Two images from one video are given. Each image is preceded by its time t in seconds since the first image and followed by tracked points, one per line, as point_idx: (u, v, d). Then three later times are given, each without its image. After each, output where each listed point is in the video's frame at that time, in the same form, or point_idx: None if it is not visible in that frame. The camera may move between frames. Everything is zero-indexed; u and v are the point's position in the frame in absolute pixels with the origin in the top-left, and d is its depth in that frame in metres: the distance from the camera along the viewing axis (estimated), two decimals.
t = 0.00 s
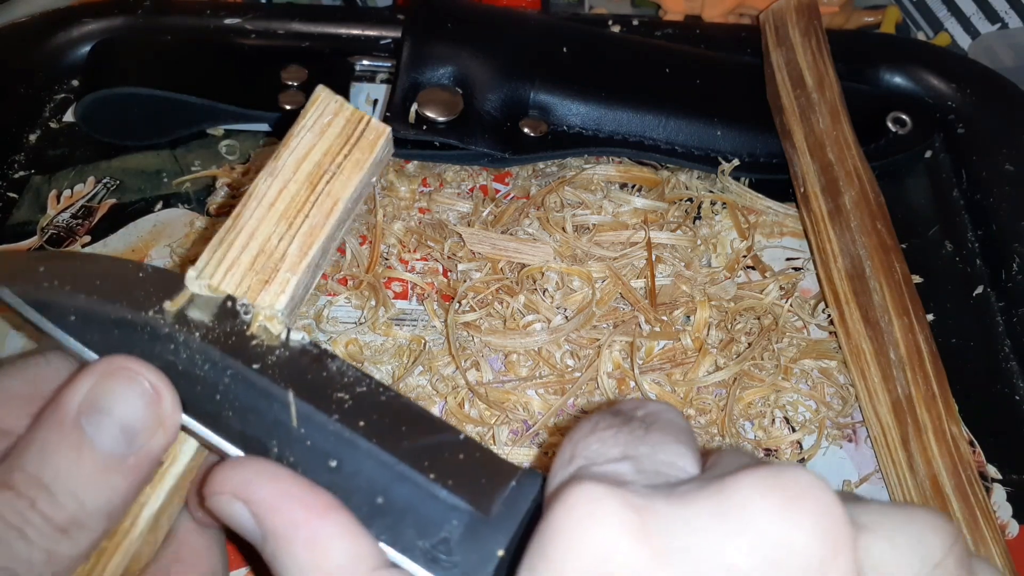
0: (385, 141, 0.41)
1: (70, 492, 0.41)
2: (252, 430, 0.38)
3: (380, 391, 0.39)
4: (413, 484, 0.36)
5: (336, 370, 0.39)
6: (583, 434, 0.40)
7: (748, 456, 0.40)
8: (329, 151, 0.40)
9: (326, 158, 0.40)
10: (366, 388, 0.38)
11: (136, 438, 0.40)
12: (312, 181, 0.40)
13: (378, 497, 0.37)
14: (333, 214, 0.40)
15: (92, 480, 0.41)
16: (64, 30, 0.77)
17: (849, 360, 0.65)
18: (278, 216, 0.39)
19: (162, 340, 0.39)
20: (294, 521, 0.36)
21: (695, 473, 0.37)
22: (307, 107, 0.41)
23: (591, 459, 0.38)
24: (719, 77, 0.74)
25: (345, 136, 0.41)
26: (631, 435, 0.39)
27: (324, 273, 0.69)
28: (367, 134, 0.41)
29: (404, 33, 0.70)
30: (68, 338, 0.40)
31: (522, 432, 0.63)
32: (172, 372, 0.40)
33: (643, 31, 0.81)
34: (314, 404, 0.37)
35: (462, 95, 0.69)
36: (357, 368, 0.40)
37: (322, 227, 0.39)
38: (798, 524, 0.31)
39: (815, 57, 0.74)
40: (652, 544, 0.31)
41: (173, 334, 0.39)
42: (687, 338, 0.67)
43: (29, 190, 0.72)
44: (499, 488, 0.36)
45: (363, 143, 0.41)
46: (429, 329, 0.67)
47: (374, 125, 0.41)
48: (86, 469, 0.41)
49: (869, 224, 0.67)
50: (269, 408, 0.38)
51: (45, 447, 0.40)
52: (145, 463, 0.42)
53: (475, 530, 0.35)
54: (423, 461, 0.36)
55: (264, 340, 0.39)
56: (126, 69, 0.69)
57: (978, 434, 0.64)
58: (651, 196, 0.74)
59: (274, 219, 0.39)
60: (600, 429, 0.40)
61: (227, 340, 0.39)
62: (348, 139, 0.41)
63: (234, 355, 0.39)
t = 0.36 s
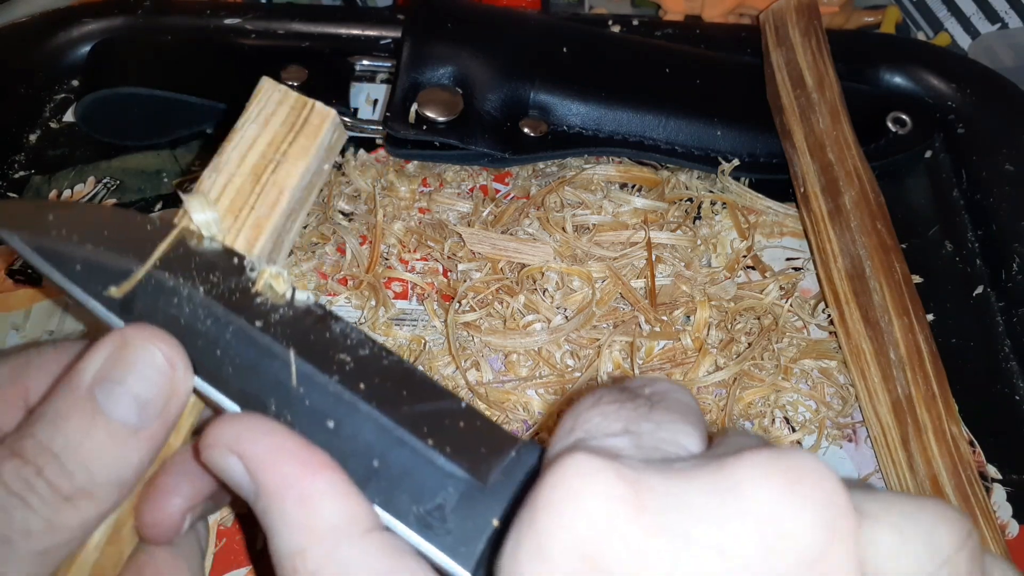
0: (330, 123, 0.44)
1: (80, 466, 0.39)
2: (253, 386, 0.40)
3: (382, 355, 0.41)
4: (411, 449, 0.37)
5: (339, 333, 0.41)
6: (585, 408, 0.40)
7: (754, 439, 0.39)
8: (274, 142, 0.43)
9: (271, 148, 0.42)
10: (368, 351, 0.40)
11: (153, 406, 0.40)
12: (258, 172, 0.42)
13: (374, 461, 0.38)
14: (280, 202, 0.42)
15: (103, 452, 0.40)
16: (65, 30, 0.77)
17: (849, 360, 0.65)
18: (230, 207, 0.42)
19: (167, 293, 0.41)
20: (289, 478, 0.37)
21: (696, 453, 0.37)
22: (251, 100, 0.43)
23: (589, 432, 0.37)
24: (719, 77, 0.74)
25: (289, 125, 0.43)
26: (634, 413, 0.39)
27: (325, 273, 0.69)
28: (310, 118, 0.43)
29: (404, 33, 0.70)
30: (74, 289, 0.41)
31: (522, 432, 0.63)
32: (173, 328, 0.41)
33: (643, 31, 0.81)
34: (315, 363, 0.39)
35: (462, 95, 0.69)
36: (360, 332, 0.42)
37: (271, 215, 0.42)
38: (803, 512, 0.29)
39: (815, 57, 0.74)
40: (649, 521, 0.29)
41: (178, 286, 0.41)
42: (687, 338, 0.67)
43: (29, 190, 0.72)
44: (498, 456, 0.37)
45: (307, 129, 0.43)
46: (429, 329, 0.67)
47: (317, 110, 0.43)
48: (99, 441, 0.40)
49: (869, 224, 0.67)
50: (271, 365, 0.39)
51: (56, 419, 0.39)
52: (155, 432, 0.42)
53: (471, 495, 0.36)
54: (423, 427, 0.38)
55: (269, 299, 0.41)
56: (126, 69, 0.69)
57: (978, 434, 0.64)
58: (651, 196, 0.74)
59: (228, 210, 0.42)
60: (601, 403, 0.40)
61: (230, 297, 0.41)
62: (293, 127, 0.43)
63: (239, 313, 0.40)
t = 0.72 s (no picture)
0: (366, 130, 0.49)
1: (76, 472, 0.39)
2: (248, 323, 0.39)
3: (381, 311, 0.41)
4: (406, 396, 0.37)
5: (339, 286, 0.42)
6: (586, 355, 0.40)
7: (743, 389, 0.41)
8: (312, 141, 0.47)
9: (309, 146, 0.47)
10: (365, 305, 0.41)
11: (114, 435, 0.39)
12: (297, 169, 0.46)
13: (371, 406, 0.38)
14: (320, 198, 0.46)
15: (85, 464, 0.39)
16: (64, 29, 0.77)
17: (849, 360, 0.65)
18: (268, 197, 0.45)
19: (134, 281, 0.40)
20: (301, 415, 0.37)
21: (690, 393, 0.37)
22: (285, 100, 0.47)
23: (597, 371, 0.37)
24: (719, 77, 0.74)
25: (324, 128, 0.48)
26: (632, 361, 0.40)
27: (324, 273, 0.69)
28: (348, 122, 0.48)
29: (404, 33, 0.70)
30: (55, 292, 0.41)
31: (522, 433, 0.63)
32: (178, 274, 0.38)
33: (643, 31, 0.81)
34: (319, 304, 0.39)
35: (462, 95, 0.69)
36: (357, 292, 0.42)
37: (310, 209, 0.46)
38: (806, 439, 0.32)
39: (815, 57, 0.74)
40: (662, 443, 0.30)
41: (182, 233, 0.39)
42: (687, 338, 0.67)
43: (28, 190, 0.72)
44: (494, 408, 0.38)
45: (346, 133, 0.48)
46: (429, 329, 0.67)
47: (353, 115, 0.49)
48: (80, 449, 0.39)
49: (869, 224, 0.67)
50: (269, 309, 0.39)
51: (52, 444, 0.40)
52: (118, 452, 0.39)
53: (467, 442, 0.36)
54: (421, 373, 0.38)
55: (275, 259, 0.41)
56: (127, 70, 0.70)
57: (978, 434, 0.64)
58: (651, 196, 0.74)
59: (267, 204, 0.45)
60: (601, 354, 0.40)
61: (232, 246, 0.40)
62: (328, 130, 0.48)
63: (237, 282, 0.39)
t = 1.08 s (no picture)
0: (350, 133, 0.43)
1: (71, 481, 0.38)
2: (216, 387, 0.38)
3: (345, 355, 0.39)
4: (386, 440, 0.36)
5: (299, 335, 0.39)
6: (564, 376, 0.41)
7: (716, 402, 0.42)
8: (291, 152, 0.42)
9: (289, 158, 0.42)
10: (331, 351, 0.39)
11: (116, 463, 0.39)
12: (274, 184, 0.41)
13: (352, 451, 0.37)
14: (297, 216, 0.41)
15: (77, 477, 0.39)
16: (65, 30, 0.77)
17: (849, 360, 0.65)
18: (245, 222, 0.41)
19: (116, 303, 0.38)
20: (276, 467, 0.36)
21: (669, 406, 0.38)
22: (266, 110, 0.43)
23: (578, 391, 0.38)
24: (719, 77, 0.74)
25: (307, 136, 0.42)
26: (611, 377, 0.41)
27: (325, 273, 0.69)
28: (330, 128, 0.43)
29: (405, 33, 0.71)
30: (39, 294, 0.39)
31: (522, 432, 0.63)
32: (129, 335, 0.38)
33: (643, 31, 0.81)
34: (280, 364, 0.38)
35: (462, 95, 0.69)
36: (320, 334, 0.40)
37: (286, 229, 0.41)
38: (804, 433, 0.32)
39: (815, 57, 0.74)
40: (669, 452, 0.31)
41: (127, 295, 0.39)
42: (687, 338, 0.67)
43: (28, 190, 0.72)
44: (474, 441, 0.37)
45: (327, 139, 0.42)
46: (429, 329, 0.67)
47: (335, 121, 0.43)
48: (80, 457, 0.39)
49: (869, 224, 0.67)
50: (231, 368, 0.38)
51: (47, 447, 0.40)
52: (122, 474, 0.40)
53: (453, 481, 0.35)
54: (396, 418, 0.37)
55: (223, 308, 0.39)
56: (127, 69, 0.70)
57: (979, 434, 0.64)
58: (651, 196, 0.74)
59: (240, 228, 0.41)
60: (581, 373, 0.41)
61: (184, 305, 0.39)
62: (309, 139, 0.42)
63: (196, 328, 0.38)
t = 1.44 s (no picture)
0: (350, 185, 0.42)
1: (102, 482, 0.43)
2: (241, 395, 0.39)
3: (369, 364, 0.40)
4: (414, 450, 0.37)
5: (323, 345, 0.40)
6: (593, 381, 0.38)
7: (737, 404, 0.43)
8: (289, 205, 0.41)
9: (286, 212, 0.41)
10: (354, 362, 0.40)
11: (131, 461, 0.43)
12: (272, 241, 0.41)
13: (382, 462, 0.38)
14: (297, 272, 0.41)
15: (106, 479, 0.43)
16: (65, 29, 0.77)
17: (849, 360, 0.65)
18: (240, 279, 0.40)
19: (138, 310, 0.39)
20: (301, 479, 0.37)
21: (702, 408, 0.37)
22: (261, 155, 0.41)
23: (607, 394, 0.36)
24: (719, 77, 0.74)
25: (305, 189, 0.41)
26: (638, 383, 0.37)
27: (324, 273, 0.69)
28: (330, 182, 0.42)
29: (405, 33, 0.71)
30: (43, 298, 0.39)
31: (522, 432, 0.63)
32: (151, 342, 0.38)
33: (643, 31, 0.81)
34: (306, 375, 0.39)
35: (463, 95, 0.69)
36: (342, 346, 0.41)
37: (285, 284, 0.41)
38: (836, 426, 0.34)
39: (815, 58, 0.74)
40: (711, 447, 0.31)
41: (150, 303, 0.39)
42: (687, 338, 0.67)
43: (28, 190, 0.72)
44: (500, 456, 0.38)
45: (326, 192, 0.42)
46: (429, 329, 0.67)
47: (336, 172, 0.42)
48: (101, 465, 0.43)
49: (869, 224, 0.67)
50: (260, 375, 0.39)
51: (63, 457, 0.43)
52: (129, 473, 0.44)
53: (483, 491, 0.37)
54: (422, 430, 0.38)
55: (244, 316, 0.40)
56: (126, 68, 0.70)
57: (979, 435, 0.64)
58: (651, 196, 0.74)
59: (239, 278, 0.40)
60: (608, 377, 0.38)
61: (207, 314, 0.39)
62: (309, 191, 0.41)
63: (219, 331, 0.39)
